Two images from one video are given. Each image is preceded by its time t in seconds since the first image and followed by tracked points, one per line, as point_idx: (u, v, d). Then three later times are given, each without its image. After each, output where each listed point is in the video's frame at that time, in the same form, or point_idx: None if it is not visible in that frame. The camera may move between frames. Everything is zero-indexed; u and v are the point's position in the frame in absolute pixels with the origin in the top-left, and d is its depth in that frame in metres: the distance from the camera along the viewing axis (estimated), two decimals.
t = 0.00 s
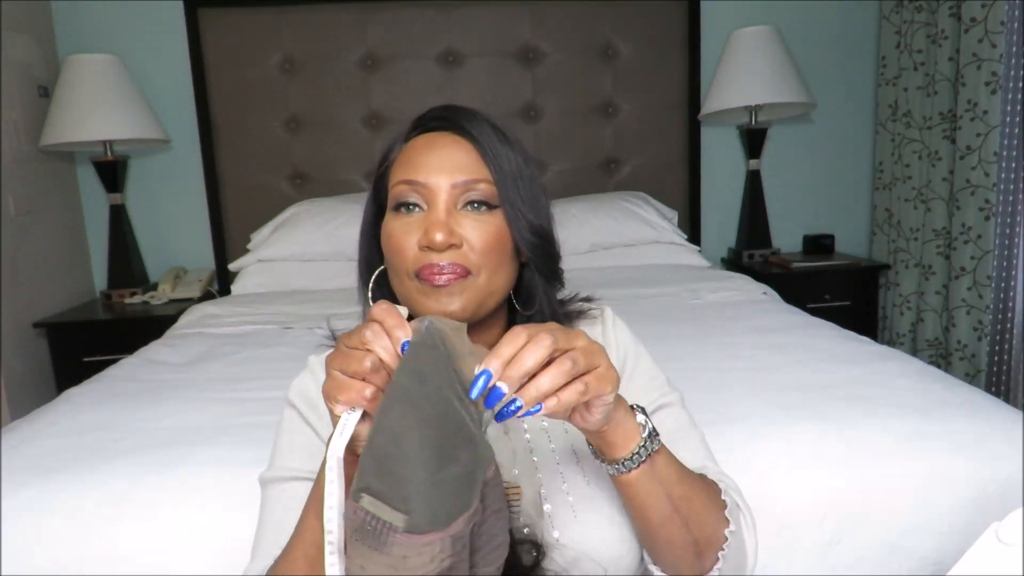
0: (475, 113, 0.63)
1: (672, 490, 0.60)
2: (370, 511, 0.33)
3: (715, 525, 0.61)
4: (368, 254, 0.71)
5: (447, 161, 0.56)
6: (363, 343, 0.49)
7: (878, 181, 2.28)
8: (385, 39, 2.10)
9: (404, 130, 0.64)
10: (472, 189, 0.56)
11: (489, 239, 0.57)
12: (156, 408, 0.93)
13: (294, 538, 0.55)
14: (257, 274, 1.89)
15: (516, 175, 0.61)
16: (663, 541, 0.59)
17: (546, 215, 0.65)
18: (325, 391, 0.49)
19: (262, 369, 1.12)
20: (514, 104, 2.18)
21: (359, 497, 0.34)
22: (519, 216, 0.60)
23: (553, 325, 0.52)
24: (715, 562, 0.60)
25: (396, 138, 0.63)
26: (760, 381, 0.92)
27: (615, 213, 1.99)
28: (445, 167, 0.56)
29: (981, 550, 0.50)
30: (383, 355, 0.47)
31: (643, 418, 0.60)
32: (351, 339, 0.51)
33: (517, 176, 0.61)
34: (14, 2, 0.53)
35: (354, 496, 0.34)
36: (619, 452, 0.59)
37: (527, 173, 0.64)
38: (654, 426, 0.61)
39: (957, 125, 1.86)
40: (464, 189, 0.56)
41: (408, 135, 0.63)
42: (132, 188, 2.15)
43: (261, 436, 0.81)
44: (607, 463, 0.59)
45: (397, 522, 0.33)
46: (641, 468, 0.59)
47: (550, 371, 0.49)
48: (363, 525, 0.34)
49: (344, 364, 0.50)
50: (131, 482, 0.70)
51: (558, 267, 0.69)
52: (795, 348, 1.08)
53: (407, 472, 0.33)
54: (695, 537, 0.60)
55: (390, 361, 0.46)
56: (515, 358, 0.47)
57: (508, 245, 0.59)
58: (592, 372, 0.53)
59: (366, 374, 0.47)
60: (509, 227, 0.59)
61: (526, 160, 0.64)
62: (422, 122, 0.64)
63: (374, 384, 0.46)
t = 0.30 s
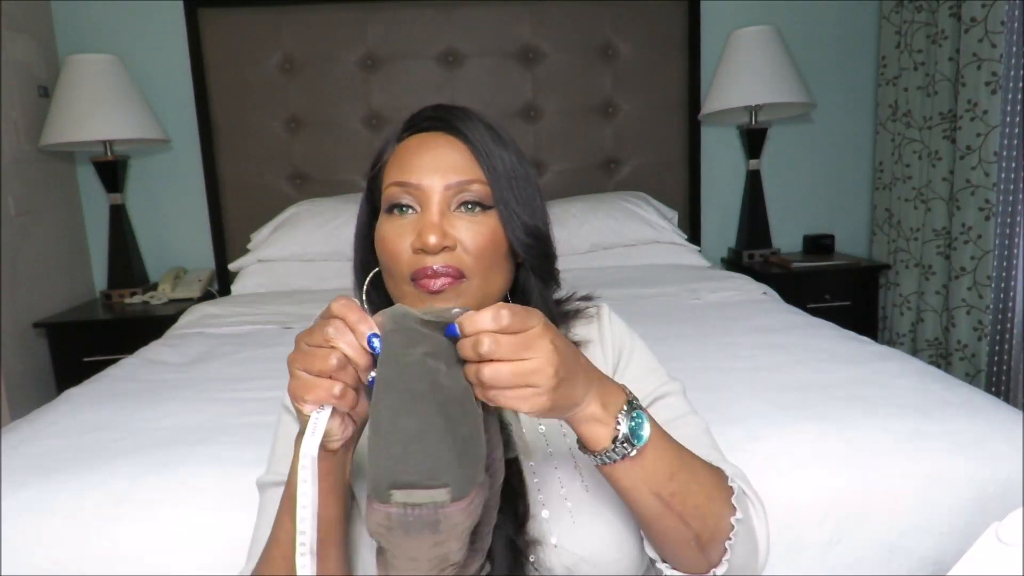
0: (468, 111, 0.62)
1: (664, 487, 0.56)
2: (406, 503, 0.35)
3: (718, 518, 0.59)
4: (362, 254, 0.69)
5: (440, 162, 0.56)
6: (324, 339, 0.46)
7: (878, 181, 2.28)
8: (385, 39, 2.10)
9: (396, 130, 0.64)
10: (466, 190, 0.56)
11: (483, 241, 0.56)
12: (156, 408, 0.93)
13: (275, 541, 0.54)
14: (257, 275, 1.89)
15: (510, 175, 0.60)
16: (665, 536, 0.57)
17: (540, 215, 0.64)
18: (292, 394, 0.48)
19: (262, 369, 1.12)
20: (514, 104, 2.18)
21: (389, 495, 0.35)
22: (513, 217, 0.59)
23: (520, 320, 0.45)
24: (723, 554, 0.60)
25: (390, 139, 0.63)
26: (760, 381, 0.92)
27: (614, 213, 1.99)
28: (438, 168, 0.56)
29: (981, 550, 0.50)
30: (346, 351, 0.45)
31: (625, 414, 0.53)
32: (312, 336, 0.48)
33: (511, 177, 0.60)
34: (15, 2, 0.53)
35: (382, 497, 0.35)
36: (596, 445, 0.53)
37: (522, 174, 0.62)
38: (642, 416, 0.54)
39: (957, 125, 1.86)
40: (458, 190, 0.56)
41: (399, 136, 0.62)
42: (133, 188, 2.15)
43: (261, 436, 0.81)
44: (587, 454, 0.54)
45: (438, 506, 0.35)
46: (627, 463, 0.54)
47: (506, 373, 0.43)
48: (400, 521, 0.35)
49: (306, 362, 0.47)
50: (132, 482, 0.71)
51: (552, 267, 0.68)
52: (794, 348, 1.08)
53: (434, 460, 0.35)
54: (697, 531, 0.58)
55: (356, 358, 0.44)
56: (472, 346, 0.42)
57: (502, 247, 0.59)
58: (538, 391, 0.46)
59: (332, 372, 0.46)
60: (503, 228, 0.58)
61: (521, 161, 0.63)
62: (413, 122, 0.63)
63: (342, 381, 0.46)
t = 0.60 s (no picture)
0: (463, 108, 0.61)
1: (677, 449, 0.55)
2: (447, 484, 0.34)
3: (737, 483, 0.59)
4: (357, 254, 0.69)
5: (436, 161, 0.55)
6: (308, 341, 0.45)
7: (879, 180, 2.28)
8: (385, 40, 2.10)
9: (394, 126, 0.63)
10: (463, 190, 0.55)
11: (478, 242, 0.56)
12: (156, 408, 0.93)
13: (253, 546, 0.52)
14: (257, 274, 1.89)
15: (507, 175, 0.60)
16: (686, 505, 0.56)
17: (534, 213, 0.64)
18: (278, 396, 0.47)
19: (262, 369, 1.12)
20: (514, 104, 2.18)
21: (429, 482, 0.34)
22: (509, 217, 0.59)
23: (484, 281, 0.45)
24: (748, 523, 0.59)
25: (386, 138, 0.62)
26: (760, 381, 0.92)
27: (615, 213, 1.99)
28: (434, 168, 0.55)
29: (982, 550, 0.50)
30: (332, 353, 0.43)
31: (626, 374, 0.53)
32: (297, 337, 0.46)
33: (507, 176, 0.59)
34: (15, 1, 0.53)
35: (421, 483, 0.34)
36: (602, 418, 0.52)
37: (519, 174, 0.62)
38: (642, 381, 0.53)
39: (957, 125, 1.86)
40: (454, 191, 0.55)
41: (396, 134, 0.61)
42: (133, 188, 2.15)
43: (262, 436, 0.81)
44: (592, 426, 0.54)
45: (477, 480, 0.35)
46: (635, 428, 0.53)
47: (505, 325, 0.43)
48: (445, 501, 0.35)
49: (290, 363, 0.46)
50: (132, 482, 0.70)
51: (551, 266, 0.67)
52: (795, 348, 1.08)
53: (465, 437, 0.34)
54: (718, 497, 0.57)
55: (342, 358, 0.42)
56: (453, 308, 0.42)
57: (498, 247, 0.58)
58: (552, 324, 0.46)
59: (321, 374, 0.45)
60: (499, 229, 0.58)
61: (517, 160, 0.62)
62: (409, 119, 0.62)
63: (330, 383, 0.45)
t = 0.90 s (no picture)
0: (460, 107, 0.61)
1: (683, 446, 0.56)
2: (448, 498, 0.36)
3: (740, 480, 0.59)
4: (354, 256, 0.68)
5: (433, 162, 0.56)
6: (311, 341, 0.44)
7: (879, 181, 2.28)
8: (385, 39, 2.10)
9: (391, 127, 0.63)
10: (461, 191, 0.56)
11: (477, 243, 0.56)
12: (157, 408, 0.93)
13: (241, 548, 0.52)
14: (257, 274, 1.89)
15: (504, 176, 0.59)
16: (691, 501, 0.56)
17: (532, 213, 0.63)
18: (274, 394, 0.46)
19: (262, 369, 1.12)
20: (514, 104, 2.17)
21: (430, 495, 0.36)
22: (507, 219, 0.59)
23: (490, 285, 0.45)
24: (753, 521, 0.59)
25: (383, 140, 0.62)
26: (760, 381, 0.92)
27: (615, 213, 1.99)
28: (433, 170, 0.55)
29: (983, 550, 0.50)
30: (335, 354, 0.42)
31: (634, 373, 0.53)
32: (297, 335, 0.45)
33: (505, 178, 0.59)
34: (15, 1, 0.53)
35: (423, 497, 0.36)
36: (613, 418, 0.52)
37: (518, 173, 0.61)
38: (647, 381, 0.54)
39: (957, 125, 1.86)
40: (452, 192, 0.55)
41: (394, 135, 0.61)
42: (133, 188, 2.15)
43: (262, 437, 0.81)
44: (599, 427, 0.54)
45: (477, 494, 0.36)
46: (643, 427, 0.53)
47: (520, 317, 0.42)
48: (446, 514, 0.36)
49: (288, 362, 0.45)
50: (132, 482, 0.71)
51: (550, 267, 0.67)
52: (795, 348, 1.08)
53: (465, 453, 0.35)
54: (722, 494, 0.58)
55: (346, 359, 0.42)
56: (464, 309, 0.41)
57: (496, 249, 0.58)
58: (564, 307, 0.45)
59: (321, 375, 0.44)
60: (498, 230, 0.58)
61: (515, 160, 0.62)
62: (405, 118, 0.62)
63: (330, 385, 0.44)
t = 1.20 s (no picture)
0: (457, 108, 0.60)
1: (696, 429, 0.56)
2: (481, 482, 0.35)
3: (755, 462, 0.59)
4: (354, 256, 0.68)
5: (431, 164, 0.55)
6: (317, 344, 0.44)
7: (879, 180, 2.28)
8: (385, 40, 2.10)
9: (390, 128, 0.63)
10: (459, 193, 0.55)
11: (476, 245, 0.56)
12: (158, 407, 0.94)
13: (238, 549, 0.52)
14: (257, 274, 1.89)
15: (502, 175, 0.60)
16: (705, 483, 0.57)
17: (530, 214, 0.63)
18: (280, 398, 0.46)
19: (262, 369, 1.12)
20: (514, 104, 2.17)
21: (464, 480, 0.35)
22: (506, 219, 0.59)
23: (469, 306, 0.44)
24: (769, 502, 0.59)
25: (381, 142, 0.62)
26: (760, 381, 0.92)
27: (615, 213, 1.99)
28: (431, 171, 0.55)
29: (983, 550, 0.50)
30: (341, 356, 0.42)
31: (642, 356, 0.54)
32: (302, 338, 0.45)
33: (503, 178, 0.59)
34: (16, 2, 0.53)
35: (455, 483, 0.35)
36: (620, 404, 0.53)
37: (516, 173, 0.62)
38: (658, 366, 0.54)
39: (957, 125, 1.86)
40: (451, 194, 0.55)
41: (392, 136, 0.61)
42: (134, 188, 2.15)
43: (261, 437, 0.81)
44: (612, 412, 0.54)
45: (505, 475, 0.36)
46: (653, 410, 0.54)
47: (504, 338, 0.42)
48: (480, 497, 0.35)
49: (293, 367, 0.45)
50: (132, 482, 0.71)
51: (547, 267, 0.67)
52: (795, 348, 1.08)
53: (488, 436, 0.36)
54: (738, 475, 0.58)
55: (352, 361, 0.42)
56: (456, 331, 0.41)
57: (496, 250, 0.58)
58: (547, 309, 0.46)
59: (327, 378, 0.44)
60: (496, 231, 0.58)
61: (512, 162, 0.62)
62: (404, 118, 0.62)
63: (336, 388, 0.44)
